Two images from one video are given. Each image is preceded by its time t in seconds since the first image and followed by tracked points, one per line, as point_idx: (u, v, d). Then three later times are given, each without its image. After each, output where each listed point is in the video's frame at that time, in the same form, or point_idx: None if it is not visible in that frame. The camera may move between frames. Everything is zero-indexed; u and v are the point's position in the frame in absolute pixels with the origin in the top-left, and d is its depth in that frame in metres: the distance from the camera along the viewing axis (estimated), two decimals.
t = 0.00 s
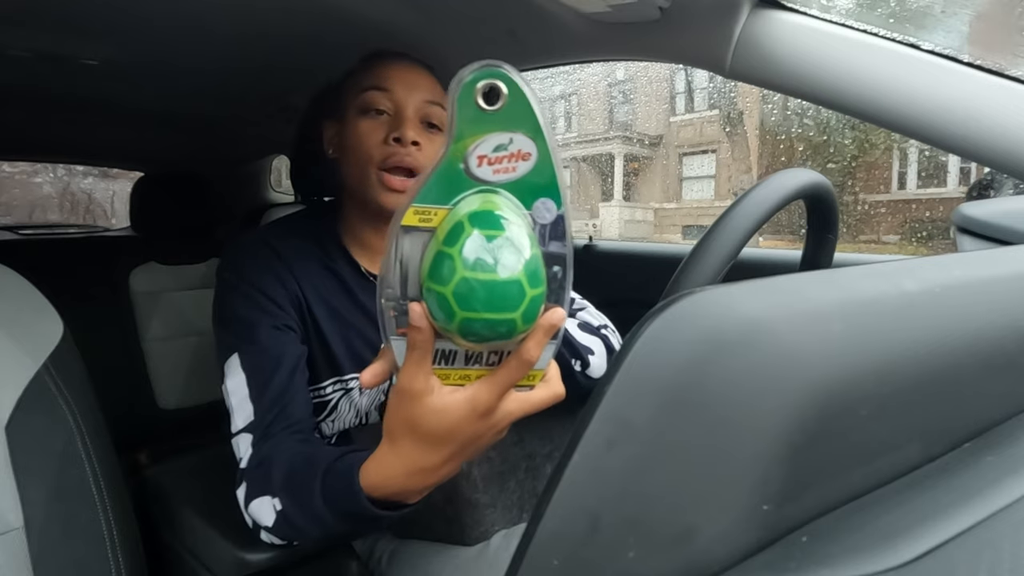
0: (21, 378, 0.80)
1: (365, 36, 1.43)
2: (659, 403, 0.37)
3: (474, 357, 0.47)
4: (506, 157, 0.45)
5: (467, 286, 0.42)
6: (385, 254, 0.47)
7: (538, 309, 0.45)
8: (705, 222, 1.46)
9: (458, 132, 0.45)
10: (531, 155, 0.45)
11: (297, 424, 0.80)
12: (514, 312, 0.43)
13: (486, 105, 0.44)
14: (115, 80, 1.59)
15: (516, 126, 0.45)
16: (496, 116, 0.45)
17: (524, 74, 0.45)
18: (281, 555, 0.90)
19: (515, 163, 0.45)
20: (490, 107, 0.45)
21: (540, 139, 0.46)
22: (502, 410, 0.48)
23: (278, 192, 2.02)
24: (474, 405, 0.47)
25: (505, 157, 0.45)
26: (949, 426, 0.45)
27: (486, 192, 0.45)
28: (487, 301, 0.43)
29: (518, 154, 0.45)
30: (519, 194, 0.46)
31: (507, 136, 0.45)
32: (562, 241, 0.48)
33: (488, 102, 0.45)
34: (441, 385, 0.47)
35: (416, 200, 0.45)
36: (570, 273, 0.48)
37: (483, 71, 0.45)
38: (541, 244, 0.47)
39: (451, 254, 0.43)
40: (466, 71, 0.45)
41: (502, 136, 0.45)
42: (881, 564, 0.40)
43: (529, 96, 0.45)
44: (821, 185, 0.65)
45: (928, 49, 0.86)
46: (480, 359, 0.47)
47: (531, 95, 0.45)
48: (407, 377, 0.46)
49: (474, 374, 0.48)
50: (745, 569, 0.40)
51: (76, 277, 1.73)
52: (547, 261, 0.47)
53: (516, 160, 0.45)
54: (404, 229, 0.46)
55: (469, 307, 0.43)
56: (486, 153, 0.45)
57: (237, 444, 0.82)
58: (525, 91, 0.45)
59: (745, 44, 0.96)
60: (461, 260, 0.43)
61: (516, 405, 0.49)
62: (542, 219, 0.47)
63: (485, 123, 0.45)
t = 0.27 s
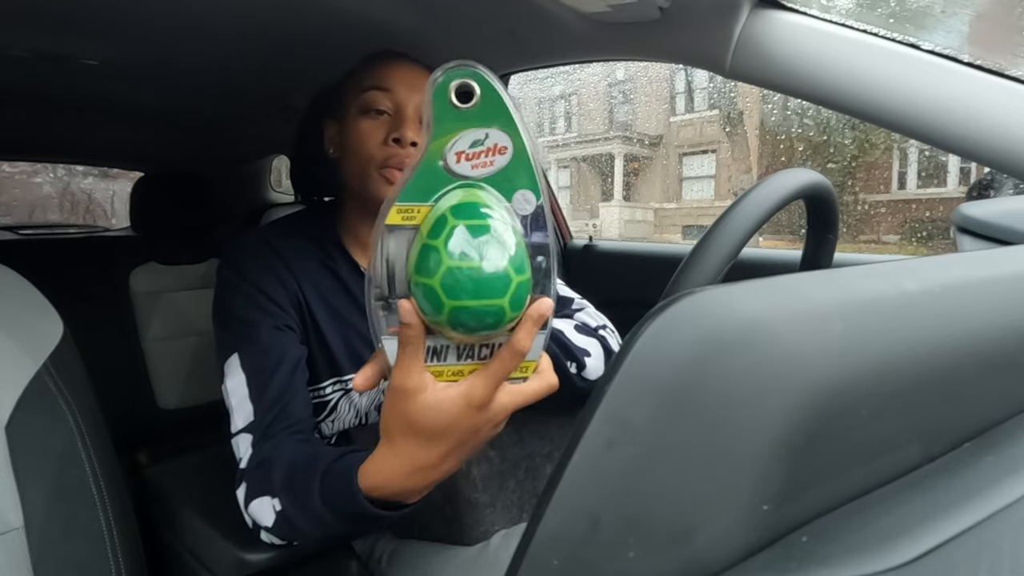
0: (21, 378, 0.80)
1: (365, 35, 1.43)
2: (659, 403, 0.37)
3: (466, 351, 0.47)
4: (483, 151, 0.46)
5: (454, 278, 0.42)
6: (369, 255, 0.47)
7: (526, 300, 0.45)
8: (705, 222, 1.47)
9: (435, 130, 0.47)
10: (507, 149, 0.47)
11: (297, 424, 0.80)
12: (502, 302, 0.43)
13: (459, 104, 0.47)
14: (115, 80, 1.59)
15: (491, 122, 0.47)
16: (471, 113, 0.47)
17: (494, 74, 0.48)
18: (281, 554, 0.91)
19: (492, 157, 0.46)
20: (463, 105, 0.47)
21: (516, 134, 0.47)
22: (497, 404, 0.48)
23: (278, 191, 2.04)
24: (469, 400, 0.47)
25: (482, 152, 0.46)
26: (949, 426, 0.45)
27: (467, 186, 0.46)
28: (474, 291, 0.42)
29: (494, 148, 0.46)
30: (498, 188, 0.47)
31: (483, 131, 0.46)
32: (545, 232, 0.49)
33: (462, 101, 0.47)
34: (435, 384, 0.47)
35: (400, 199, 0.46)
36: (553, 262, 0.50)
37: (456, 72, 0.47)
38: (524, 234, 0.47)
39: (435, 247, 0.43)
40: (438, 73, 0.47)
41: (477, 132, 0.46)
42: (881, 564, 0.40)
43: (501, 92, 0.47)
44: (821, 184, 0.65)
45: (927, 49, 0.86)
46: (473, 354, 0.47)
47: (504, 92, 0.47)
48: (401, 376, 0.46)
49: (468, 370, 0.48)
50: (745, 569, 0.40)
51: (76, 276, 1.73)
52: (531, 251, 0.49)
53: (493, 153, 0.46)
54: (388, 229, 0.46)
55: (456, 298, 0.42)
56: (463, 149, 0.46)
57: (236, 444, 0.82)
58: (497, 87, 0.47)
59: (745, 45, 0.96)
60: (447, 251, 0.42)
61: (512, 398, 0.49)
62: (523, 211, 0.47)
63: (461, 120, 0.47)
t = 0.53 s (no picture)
0: (21, 379, 0.80)
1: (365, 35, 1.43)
2: (659, 403, 0.37)
3: (475, 363, 0.47)
4: (491, 161, 0.46)
5: (464, 294, 0.43)
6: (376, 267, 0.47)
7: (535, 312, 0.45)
8: (705, 223, 1.47)
9: (442, 137, 0.45)
10: (516, 158, 0.46)
11: (297, 425, 0.80)
12: (513, 317, 0.44)
13: (467, 111, 0.45)
14: (115, 80, 1.59)
15: (500, 129, 0.46)
16: (478, 121, 0.45)
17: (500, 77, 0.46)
18: (281, 555, 0.91)
19: (500, 166, 0.46)
20: (471, 112, 0.45)
21: (524, 141, 0.46)
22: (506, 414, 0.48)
23: (278, 192, 2.03)
24: (478, 411, 0.47)
25: (491, 161, 0.46)
26: (950, 426, 0.45)
27: (474, 197, 0.46)
28: (485, 307, 0.43)
29: (503, 157, 0.46)
30: (507, 197, 0.46)
31: (491, 139, 0.45)
32: (554, 240, 0.49)
33: (468, 107, 0.45)
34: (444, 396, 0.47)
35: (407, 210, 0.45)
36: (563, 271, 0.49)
37: (462, 76, 0.46)
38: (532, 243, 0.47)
39: (445, 262, 0.43)
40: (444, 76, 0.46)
41: (485, 140, 0.45)
42: (882, 564, 0.40)
43: (508, 99, 0.45)
44: (821, 184, 0.65)
45: (927, 49, 0.86)
46: (481, 364, 0.47)
47: (512, 98, 0.46)
48: (409, 390, 0.46)
49: (477, 380, 0.48)
50: (745, 569, 0.40)
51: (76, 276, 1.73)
52: (540, 261, 0.48)
53: (501, 163, 0.46)
54: (395, 241, 0.46)
55: (467, 314, 0.43)
56: (471, 158, 0.45)
57: (237, 444, 0.82)
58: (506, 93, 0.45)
59: (745, 45, 0.96)
60: (457, 267, 0.43)
61: (519, 409, 0.49)
62: (532, 220, 0.47)
63: (468, 127, 0.45)
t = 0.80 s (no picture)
0: (21, 379, 0.80)
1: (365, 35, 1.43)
2: (659, 402, 0.37)
3: (466, 350, 0.47)
4: (451, 151, 0.45)
5: (443, 284, 0.42)
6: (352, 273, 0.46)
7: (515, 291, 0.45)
8: (705, 223, 1.47)
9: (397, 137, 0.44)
10: (474, 145, 0.45)
11: (299, 425, 0.80)
12: (495, 299, 0.44)
13: (419, 106, 0.44)
14: (115, 80, 1.59)
15: (456, 120, 0.45)
16: (432, 115, 0.44)
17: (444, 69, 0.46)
18: (281, 554, 0.91)
19: (460, 156, 0.45)
20: (424, 107, 0.44)
21: (479, 128, 0.46)
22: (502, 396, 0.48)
23: (278, 191, 2.03)
24: (475, 396, 0.47)
25: (449, 152, 0.45)
26: (950, 427, 0.45)
27: (439, 189, 0.45)
28: (468, 294, 0.43)
29: (461, 146, 0.45)
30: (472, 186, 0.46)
31: (447, 130, 0.44)
32: (522, 220, 0.49)
33: (420, 103, 0.44)
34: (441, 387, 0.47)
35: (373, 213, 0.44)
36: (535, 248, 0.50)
37: (410, 73, 0.44)
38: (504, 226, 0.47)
39: (421, 254, 0.42)
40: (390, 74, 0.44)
41: (443, 132, 0.44)
42: (882, 564, 0.40)
43: (460, 89, 0.45)
44: (821, 184, 0.65)
45: (928, 49, 0.86)
46: (471, 351, 0.47)
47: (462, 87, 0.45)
48: (406, 387, 0.45)
49: (469, 367, 0.48)
50: (745, 569, 0.40)
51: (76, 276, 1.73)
52: (513, 241, 0.49)
53: (460, 152, 0.45)
54: (369, 246, 0.45)
55: (449, 304, 0.42)
56: (431, 152, 0.44)
57: (238, 443, 0.82)
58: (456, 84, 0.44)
59: (745, 45, 0.97)
60: (434, 257, 0.42)
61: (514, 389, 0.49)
62: (499, 204, 0.47)
63: (424, 122, 0.44)
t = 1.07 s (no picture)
0: (21, 378, 0.80)
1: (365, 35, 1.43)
2: (660, 402, 0.37)
3: (464, 349, 0.47)
4: (443, 147, 0.46)
5: (435, 284, 0.42)
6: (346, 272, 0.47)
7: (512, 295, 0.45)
8: (705, 223, 1.47)
9: (391, 134, 0.45)
10: (467, 141, 0.46)
11: (299, 424, 0.80)
12: (489, 302, 0.44)
13: (409, 101, 0.45)
14: (115, 80, 1.59)
15: (448, 115, 0.46)
16: (423, 110, 0.45)
17: (440, 64, 0.46)
18: (281, 554, 0.91)
19: (453, 152, 0.46)
20: (414, 102, 0.45)
21: (472, 124, 0.47)
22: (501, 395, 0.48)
23: (278, 192, 2.03)
24: (473, 394, 0.47)
25: (442, 148, 0.46)
26: (950, 427, 0.45)
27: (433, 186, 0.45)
28: (462, 297, 0.43)
29: (455, 141, 0.46)
30: (466, 181, 0.47)
31: (439, 126, 0.45)
32: (519, 216, 0.50)
33: (410, 98, 0.45)
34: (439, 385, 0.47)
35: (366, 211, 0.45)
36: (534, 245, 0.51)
37: (403, 66, 0.45)
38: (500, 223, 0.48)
39: (414, 256, 0.43)
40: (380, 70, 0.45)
41: (435, 128, 0.45)
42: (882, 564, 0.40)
43: (453, 84, 0.46)
44: (821, 184, 0.65)
45: (928, 49, 0.86)
46: (470, 350, 0.47)
47: (454, 81, 0.46)
48: (404, 385, 0.45)
49: (468, 366, 0.48)
50: (745, 569, 0.40)
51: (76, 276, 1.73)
52: (512, 239, 0.50)
53: (454, 148, 0.46)
54: (362, 245, 0.46)
55: (442, 305, 0.42)
56: (423, 148, 0.45)
57: (239, 443, 0.81)
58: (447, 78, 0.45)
59: (745, 45, 0.97)
60: (427, 257, 0.42)
61: (514, 389, 0.49)
62: (495, 200, 0.48)
63: (414, 118, 0.45)
